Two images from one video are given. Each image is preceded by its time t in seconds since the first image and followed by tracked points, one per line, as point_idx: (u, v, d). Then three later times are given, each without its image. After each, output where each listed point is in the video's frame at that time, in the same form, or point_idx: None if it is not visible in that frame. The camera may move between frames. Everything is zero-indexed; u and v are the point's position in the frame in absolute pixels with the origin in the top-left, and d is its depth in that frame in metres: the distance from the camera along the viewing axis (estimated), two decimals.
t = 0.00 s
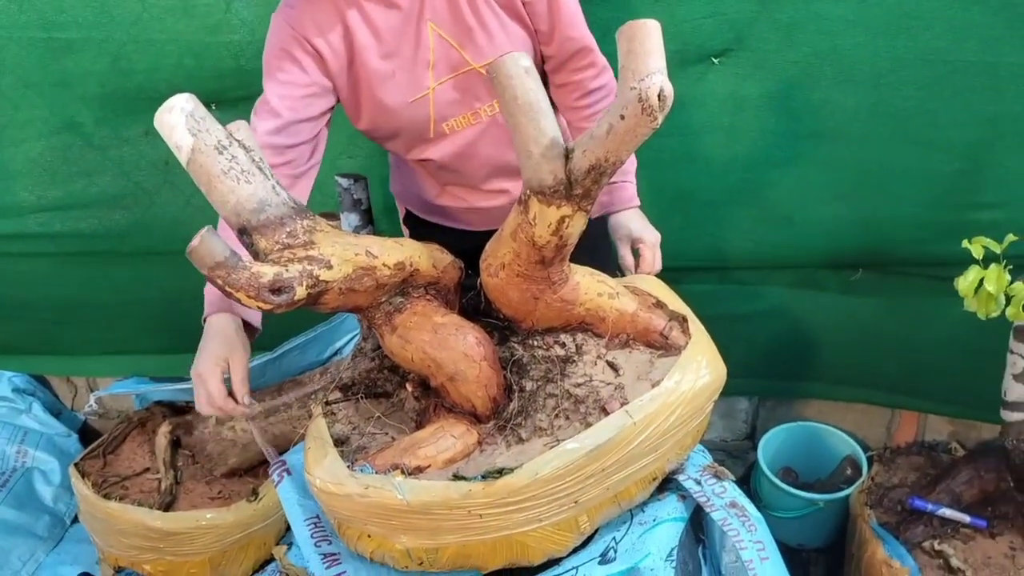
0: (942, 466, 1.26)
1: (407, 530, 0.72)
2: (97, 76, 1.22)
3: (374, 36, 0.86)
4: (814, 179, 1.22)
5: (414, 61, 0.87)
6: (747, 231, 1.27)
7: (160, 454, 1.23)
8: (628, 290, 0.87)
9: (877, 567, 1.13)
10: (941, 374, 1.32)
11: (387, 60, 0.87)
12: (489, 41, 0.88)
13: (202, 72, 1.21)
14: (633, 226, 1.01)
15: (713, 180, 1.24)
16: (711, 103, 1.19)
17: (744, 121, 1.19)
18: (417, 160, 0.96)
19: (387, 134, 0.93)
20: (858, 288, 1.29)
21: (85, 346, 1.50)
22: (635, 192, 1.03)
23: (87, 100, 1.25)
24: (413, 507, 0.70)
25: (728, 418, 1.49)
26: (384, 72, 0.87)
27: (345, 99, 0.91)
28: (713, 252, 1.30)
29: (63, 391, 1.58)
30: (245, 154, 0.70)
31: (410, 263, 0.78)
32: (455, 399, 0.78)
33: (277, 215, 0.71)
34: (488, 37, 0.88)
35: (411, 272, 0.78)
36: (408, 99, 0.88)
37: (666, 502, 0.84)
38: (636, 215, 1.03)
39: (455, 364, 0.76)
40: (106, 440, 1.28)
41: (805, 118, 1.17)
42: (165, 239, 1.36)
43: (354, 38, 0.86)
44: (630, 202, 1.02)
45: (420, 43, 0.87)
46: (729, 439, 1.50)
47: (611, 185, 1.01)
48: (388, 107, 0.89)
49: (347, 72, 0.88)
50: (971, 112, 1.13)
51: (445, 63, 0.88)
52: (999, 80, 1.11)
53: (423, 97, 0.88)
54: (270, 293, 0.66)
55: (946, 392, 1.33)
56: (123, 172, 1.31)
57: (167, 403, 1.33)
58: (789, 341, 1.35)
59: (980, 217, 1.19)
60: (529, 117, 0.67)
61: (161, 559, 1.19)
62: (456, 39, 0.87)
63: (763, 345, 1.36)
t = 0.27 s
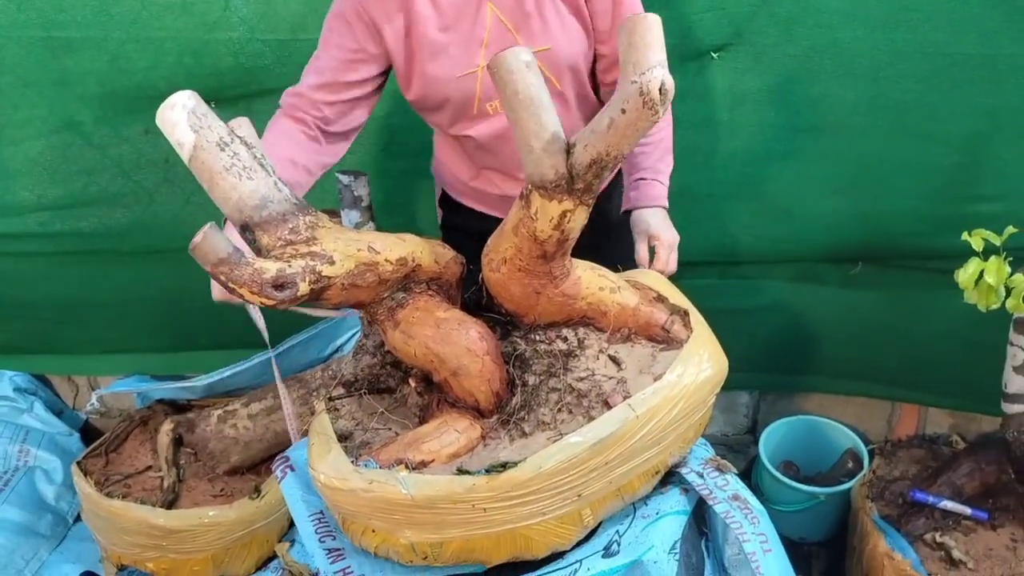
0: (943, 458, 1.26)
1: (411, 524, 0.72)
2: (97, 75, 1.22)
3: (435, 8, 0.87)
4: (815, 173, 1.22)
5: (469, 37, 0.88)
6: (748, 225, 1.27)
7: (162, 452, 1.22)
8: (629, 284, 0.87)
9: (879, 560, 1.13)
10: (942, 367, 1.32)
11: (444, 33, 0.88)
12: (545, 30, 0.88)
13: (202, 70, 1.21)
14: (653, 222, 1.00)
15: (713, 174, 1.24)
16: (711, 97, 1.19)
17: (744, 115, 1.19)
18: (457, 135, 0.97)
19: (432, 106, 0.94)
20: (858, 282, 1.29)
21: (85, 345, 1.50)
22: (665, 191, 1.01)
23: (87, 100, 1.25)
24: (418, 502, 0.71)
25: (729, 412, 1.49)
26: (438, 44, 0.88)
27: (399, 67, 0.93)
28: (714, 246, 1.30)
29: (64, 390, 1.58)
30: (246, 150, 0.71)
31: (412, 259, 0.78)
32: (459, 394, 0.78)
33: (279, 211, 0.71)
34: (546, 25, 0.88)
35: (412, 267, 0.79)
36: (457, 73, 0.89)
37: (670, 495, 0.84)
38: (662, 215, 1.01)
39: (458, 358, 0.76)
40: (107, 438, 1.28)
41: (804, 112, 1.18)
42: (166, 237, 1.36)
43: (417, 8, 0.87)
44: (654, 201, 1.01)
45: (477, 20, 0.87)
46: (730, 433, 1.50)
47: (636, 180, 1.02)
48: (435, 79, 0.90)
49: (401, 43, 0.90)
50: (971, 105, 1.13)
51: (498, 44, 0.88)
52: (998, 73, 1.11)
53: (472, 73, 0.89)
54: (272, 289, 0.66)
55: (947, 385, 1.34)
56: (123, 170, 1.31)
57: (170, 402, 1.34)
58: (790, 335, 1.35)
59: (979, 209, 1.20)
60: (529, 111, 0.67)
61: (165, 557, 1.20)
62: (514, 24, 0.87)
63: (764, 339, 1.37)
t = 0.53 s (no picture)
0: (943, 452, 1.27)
1: (416, 519, 0.73)
2: (96, 74, 1.22)
3: None
4: (814, 169, 1.22)
5: (547, 9, 0.95)
6: (747, 221, 1.27)
7: (163, 451, 1.22)
8: (631, 279, 0.87)
9: (880, 554, 1.14)
10: (941, 362, 1.33)
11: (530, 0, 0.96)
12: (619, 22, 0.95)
13: (202, 68, 1.21)
14: (685, 220, 0.96)
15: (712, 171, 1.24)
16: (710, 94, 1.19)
17: (743, 111, 1.20)
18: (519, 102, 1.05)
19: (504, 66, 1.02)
20: (857, 277, 1.30)
21: (85, 345, 1.50)
22: (706, 196, 0.97)
23: (86, 99, 1.25)
24: (422, 497, 0.71)
25: (729, 408, 1.49)
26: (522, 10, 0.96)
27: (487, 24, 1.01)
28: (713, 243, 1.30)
29: (64, 390, 1.58)
30: (248, 147, 0.72)
31: (414, 255, 0.78)
32: (462, 390, 0.78)
33: (282, 208, 0.71)
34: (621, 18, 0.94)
35: (415, 263, 0.79)
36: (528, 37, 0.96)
37: (672, 490, 0.84)
38: (696, 217, 0.96)
39: (461, 354, 0.77)
40: (109, 437, 1.28)
41: (803, 108, 1.18)
42: (166, 236, 1.36)
43: None
44: (690, 201, 0.96)
45: None
46: (731, 429, 1.51)
47: (680, 178, 0.98)
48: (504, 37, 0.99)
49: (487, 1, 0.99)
50: (969, 100, 1.14)
51: (572, 23, 0.95)
52: (996, 68, 1.11)
53: (542, 41, 0.96)
54: (276, 285, 0.66)
55: (946, 380, 1.34)
56: (123, 169, 1.31)
57: (170, 400, 1.34)
58: (790, 331, 1.36)
59: (978, 204, 1.20)
60: (531, 107, 0.68)
61: (167, 555, 1.20)
62: (590, 7, 0.94)
63: (764, 334, 1.37)
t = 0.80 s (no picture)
0: (938, 450, 1.29)
1: (415, 521, 0.73)
2: (91, 74, 1.22)
3: None
4: (809, 169, 1.23)
5: None
6: (743, 221, 1.27)
7: (158, 452, 1.21)
8: (629, 280, 0.88)
9: (875, 553, 1.14)
10: (935, 361, 1.33)
11: None
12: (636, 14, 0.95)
13: (198, 69, 1.21)
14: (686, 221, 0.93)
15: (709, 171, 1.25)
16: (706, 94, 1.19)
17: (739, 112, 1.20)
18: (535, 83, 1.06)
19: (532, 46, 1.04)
20: (852, 277, 1.30)
21: (79, 346, 1.49)
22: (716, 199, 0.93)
23: (81, 100, 1.24)
24: (421, 498, 0.71)
25: (724, 408, 1.50)
26: None
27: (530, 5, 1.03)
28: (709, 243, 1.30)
29: (59, 392, 1.57)
30: (248, 148, 0.73)
31: (412, 256, 0.79)
32: (461, 390, 0.79)
33: (280, 209, 0.72)
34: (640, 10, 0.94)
35: (413, 264, 0.79)
36: (553, 15, 0.99)
37: (670, 490, 0.85)
38: (701, 219, 0.93)
39: (460, 355, 0.77)
40: (105, 439, 1.26)
41: (799, 108, 1.18)
42: (161, 237, 1.36)
43: None
44: (697, 202, 0.93)
45: None
46: (726, 429, 1.51)
47: (693, 180, 0.95)
48: (532, 15, 1.01)
49: None
50: (963, 101, 1.14)
51: (591, 9, 0.96)
52: (990, 69, 1.12)
53: (561, 23, 0.98)
54: (276, 286, 0.67)
55: (940, 379, 1.35)
56: (118, 170, 1.30)
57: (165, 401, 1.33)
58: (785, 330, 1.36)
59: (972, 204, 1.21)
60: (529, 108, 0.68)
61: (163, 557, 1.19)
62: None
63: (759, 334, 1.37)
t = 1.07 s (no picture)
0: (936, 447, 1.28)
1: (414, 515, 0.73)
2: (91, 72, 1.22)
3: None
4: (808, 166, 1.23)
5: None
6: (742, 218, 1.28)
7: (158, 449, 1.22)
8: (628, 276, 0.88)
9: (873, 548, 1.15)
10: (934, 357, 1.34)
11: None
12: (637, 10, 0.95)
13: (197, 66, 1.21)
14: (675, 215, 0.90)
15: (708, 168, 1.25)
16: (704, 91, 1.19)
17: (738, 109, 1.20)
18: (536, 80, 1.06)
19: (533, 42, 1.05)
20: (851, 274, 1.30)
21: (80, 345, 1.49)
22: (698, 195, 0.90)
23: (81, 98, 1.24)
24: (420, 492, 0.71)
25: (723, 405, 1.50)
26: None
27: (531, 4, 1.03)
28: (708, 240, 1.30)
29: (59, 390, 1.57)
30: (247, 145, 0.72)
31: (411, 253, 0.79)
32: (460, 385, 0.79)
33: (280, 205, 0.72)
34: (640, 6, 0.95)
35: (412, 261, 0.79)
36: (554, 11, 0.99)
37: (667, 485, 0.85)
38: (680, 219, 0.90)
39: (458, 351, 0.77)
40: (105, 436, 1.27)
41: (797, 106, 1.18)
42: (161, 235, 1.36)
43: None
44: (683, 196, 0.90)
45: None
46: (724, 426, 1.51)
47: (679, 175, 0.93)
48: (535, 13, 1.02)
49: None
50: (961, 98, 1.15)
51: (592, 4, 0.96)
52: (987, 66, 1.12)
53: (563, 18, 0.98)
54: (275, 282, 0.67)
55: (938, 375, 1.35)
56: (118, 168, 1.31)
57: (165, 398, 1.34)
58: (784, 328, 1.36)
59: (970, 201, 1.21)
60: (528, 104, 0.68)
61: (163, 554, 1.20)
62: None
63: (758, 331, 1.37)
